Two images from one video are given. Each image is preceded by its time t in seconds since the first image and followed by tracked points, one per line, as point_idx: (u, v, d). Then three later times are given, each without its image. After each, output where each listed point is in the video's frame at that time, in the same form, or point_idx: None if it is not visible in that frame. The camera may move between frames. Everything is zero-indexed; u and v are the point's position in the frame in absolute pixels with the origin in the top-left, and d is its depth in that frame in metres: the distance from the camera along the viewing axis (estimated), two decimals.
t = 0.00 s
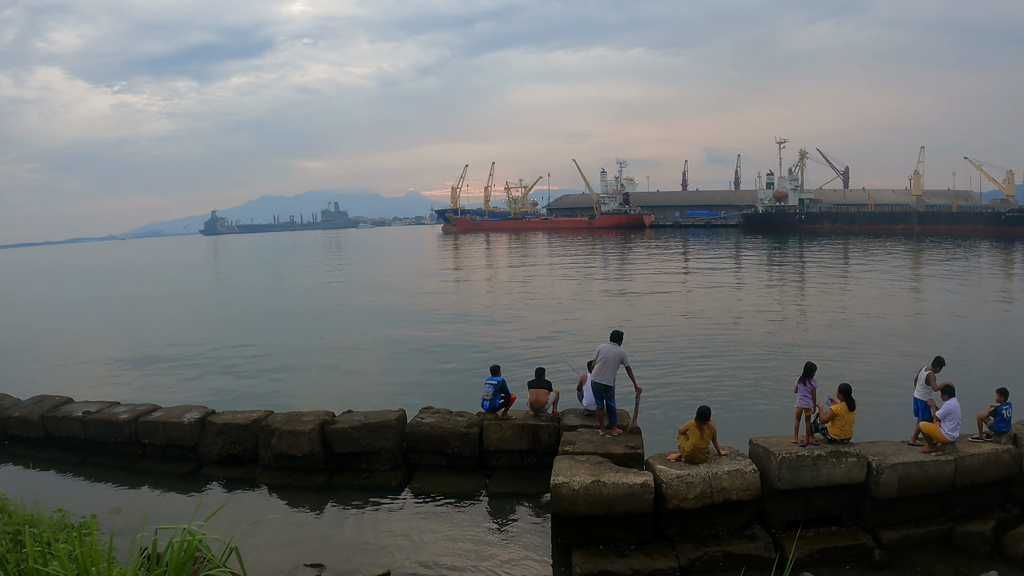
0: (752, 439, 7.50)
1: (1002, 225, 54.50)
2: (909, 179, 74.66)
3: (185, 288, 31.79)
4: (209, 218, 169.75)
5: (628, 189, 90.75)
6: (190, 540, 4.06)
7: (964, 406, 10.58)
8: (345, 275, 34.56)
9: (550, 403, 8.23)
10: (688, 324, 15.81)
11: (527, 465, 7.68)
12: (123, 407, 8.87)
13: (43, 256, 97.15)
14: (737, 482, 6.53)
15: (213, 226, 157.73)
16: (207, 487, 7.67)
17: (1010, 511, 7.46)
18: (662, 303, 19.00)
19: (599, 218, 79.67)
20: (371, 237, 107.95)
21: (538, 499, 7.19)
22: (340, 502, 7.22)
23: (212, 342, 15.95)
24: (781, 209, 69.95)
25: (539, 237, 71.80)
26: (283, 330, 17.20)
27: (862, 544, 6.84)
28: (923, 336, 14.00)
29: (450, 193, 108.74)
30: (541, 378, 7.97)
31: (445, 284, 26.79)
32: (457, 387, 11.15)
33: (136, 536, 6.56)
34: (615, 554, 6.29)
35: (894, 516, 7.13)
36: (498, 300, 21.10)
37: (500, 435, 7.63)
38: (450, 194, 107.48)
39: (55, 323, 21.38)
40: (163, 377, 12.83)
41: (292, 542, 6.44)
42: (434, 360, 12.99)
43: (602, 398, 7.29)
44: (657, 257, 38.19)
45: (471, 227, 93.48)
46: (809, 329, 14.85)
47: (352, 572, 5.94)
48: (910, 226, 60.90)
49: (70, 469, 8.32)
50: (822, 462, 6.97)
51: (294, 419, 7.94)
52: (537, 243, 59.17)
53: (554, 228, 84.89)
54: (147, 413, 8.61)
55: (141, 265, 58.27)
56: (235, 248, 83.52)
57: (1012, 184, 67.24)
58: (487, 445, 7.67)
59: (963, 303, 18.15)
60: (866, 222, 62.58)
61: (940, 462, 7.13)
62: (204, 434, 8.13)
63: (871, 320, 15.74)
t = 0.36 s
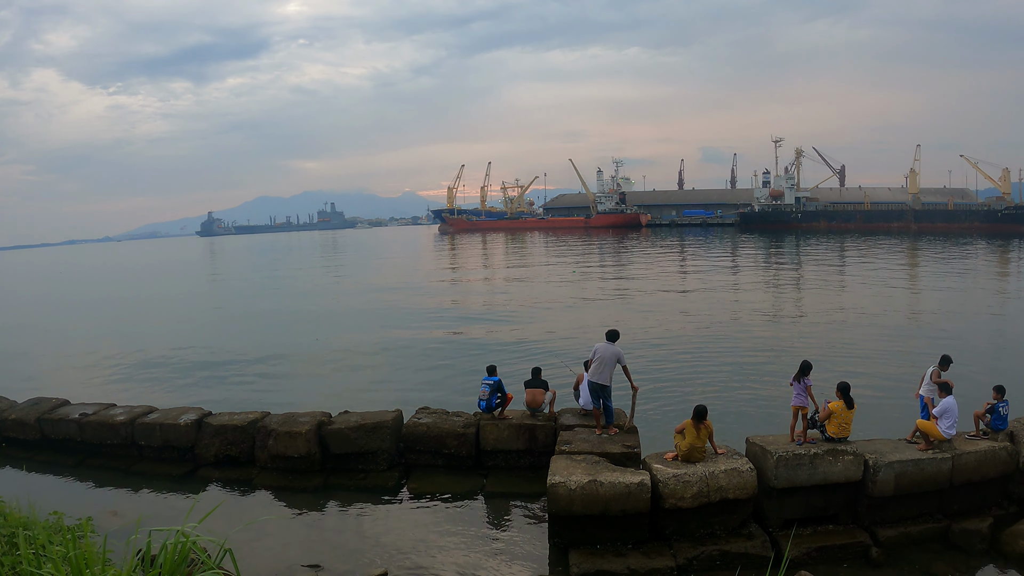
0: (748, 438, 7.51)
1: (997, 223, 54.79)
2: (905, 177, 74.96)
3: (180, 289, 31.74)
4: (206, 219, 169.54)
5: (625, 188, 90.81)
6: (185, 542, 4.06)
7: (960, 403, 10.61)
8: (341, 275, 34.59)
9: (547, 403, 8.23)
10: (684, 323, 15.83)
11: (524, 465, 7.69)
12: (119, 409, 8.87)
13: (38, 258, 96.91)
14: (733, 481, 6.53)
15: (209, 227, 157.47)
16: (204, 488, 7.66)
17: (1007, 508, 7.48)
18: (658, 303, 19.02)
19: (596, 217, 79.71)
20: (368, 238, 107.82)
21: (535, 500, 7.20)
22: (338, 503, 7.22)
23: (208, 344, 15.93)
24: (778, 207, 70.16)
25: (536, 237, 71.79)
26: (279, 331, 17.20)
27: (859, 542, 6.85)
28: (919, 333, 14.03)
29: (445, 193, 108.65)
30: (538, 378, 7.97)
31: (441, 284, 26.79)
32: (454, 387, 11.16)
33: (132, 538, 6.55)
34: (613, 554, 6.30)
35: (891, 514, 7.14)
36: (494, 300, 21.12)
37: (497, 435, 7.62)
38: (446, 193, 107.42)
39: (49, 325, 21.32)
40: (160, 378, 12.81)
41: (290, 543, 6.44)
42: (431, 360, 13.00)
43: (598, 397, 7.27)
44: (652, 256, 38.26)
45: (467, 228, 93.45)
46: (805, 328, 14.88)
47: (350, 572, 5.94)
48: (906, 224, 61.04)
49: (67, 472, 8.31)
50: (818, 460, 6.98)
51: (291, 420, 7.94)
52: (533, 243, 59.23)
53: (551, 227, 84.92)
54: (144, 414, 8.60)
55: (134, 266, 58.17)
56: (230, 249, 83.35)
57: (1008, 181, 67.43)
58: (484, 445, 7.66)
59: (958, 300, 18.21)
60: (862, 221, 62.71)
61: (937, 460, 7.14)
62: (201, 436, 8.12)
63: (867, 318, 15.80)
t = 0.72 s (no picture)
0: (747, 436, 7.51)
1: (995, 220, 54.88)
2: (901, 175, 75.15)
3: (176, 291, 31.67)
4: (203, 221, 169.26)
5: (622, 188, 90.79)
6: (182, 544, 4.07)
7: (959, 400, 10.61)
8: (338, 276, 34.57)
9: (545, 403, 8.21)
10: (683, 321, 15.81)
11: (523, 465, 7.68)
12: (117, 411, 8.85)
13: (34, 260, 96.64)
14: (732, 480, 6.53)
15: (206, 229, 157.23)
16: (202, 491, 7.65)
17: (1006, 505, 7.49)
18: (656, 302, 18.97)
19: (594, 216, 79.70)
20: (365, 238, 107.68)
21: (534, 499, 7.20)
22: (336, 503, 7.22)
23: (205, 345, 15.89)
24: (775, 205, 70.25)
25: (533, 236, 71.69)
26: (277, 333, 17.17)
27: (858, 540, 6.85)
28: (918, 331, 14.02)
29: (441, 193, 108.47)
30: (536, 378, 7.95)
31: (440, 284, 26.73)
32: (452, 387, 11.13)
33: (129, 542, 6.55)
34: (612, 553, 6.29)
35: (890, 511, 7.15)
36: (491, 299, 21.08)
37: (495, 435, 7.62)
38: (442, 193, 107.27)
39: (45, 327, 21.23)
40: (157, 380, 12.77)
41: (288, 545, 6.43)
42: (429, 361, 12.98)
43: (597, 397, 7.26)
44: (650, 255, 38.21)
45: (464, 228, 93.34)
46: (804, 326, 14.86)
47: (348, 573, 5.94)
48: (904, 222, 61.06)
49: (65, 474, 8.30)
50: (817, 459, 6.98)
51: (289, 421, 7.93)
52: (530, 242, 59.17)
53: (549, 227, 84.86)
54: (142, 416, 8.59)
55: (128, 268, 57.97)
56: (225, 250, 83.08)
57: (1005, 178, 67.52)
58: (482, 445, 7.66)
59: (956, 297, 18.21)
60: (859, 218, 62.74)
61: (935, 457, 7.14)
62: (199, 437, 8.11)
63: (864, 315, 15.82)
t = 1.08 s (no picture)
0: (742, 436, 7.50)
1: (989, 219, 55.11)
2: (895, 174, 75.57)
3: (169, 292, 31.60)
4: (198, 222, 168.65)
5: (616, 188, 90.77)
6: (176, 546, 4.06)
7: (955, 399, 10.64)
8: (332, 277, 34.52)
9: (541, 403, 8.21)
10: (678, 321, 15.79)
11: (519, 465, 7.67)
12: (112, 413, 8.82)
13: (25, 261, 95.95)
14: (728, 479, 6.54)
15: (200, 230, 156.84)
16: (198, 493, 7.63)
17: (1002, 503, 7.50)
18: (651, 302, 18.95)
19: (589, 216, 79.74)
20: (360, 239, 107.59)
21: (529, 500, 7.19)
22: (332, 505, 7.21)
23: (199, 346, 15.85)
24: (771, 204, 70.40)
25: (528, 237, 71.56)
26: (271, 334, 17.12)
27: (854, 539, 6.85)
28: (913, 329, 14.05)
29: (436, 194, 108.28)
30: (531, 378, 7.94)
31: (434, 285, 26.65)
32: (447, 388, 11.11)
33: (124, 545, 6.53)
34: (608, 553, 6.29)
35: (886, 510, 7.16)
36: (486, 300, 21.03)
37: (491, 435, 7.61)
38: (437, 193, 107.13)
39: (36, 330, 21.08)
40: (152, 382, 12.73)
41: (284, 546, 6.42)
42: (424, 361, 12.98)
43: (592, 396, 7.26)
44: (643, 255, 38.21)
45: (458, 228, 93.14)
46: (799, 325, 14.88)
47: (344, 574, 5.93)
48: (897, 221, 61.19)
49: (60, 477, 8.27)
50: (813, 458, 6.99)
51: (284, 422, 7.92)
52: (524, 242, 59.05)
53: (543, 227, 84.78)
54: (137, 418, 8.56)
55: (120, 269, 57.80)
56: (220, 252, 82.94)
57: (999, 177, 67.77)
58: (477, 446, 7.64)
59: (951, 296, 18.24)
60: (853, 217, 62.84)
61: (931, 455, 7.15)
62: (194, 439, 8.09)
63: (859, 314, 15.86)
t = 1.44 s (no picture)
0: (730, 435, 7.52)
1: (975, 218, 55.54)
2: (881, 174, 76.25)
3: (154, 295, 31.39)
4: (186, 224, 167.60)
5: (604, 188, 90.90)
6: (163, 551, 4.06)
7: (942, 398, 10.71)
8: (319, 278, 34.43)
9: (529, 404, 8.20)
10: (667, 322, 15.80)
11: (507, 466, 7.66)
12: (100, 416, 8.75)
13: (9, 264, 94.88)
14: (716, 479, 6.55)
15: (188, 232, 155.81)
16: (186, 496, 7.60)
17: (989, 501, 7.55)
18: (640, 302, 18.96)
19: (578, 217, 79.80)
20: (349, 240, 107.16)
21: (518, 502, 7.19)
22: (321, 508, 7.19)
23: (186, 349, 15.75)
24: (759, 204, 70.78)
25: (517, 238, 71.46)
26: (260, 336, 17.04)
27: (843, 538, 6.88)
28: (901, 329, 14.13)
29: (424, 195, 108.11)
30: (519, 379, 7.93)
31: (422, 286, 26.59)
32: (436, 389, 11.10)
33: (111, 549, 6.50)
34: (597, 554, 6.28)
35: (874, 508, 7.19)
36: (474, 301, 21.01)
37: (479, 436, 7.60)
38: (426, 194, 106.89)
39: (18, 333, 20.82)
40: (140, 385, 12.63)
41: (273, 550, 6.39)
42: (413, 363, 12.95)
43: (580, 397, 7.27)
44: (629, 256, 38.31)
45: (447, 229, 92.99)
46: (787, 325, 14.93)
47: None
48: (884, 221, 61.56)
49: (47, 481, 8.21)
50: (801, 457, 7.01)
51: (272, 425, 7.88)
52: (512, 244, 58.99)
53: (533, 228, 84.79)
54: (125, 422, 8.51)
55: (102, 272, 57.30)
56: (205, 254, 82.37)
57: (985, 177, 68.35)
58: (466, 447, 7.63)
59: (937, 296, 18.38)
60: (840, 217, 63.19)
61: (919, 454, 7.18)
62: (182, 442, 8.04)
63: (846, 314, 15.93)
